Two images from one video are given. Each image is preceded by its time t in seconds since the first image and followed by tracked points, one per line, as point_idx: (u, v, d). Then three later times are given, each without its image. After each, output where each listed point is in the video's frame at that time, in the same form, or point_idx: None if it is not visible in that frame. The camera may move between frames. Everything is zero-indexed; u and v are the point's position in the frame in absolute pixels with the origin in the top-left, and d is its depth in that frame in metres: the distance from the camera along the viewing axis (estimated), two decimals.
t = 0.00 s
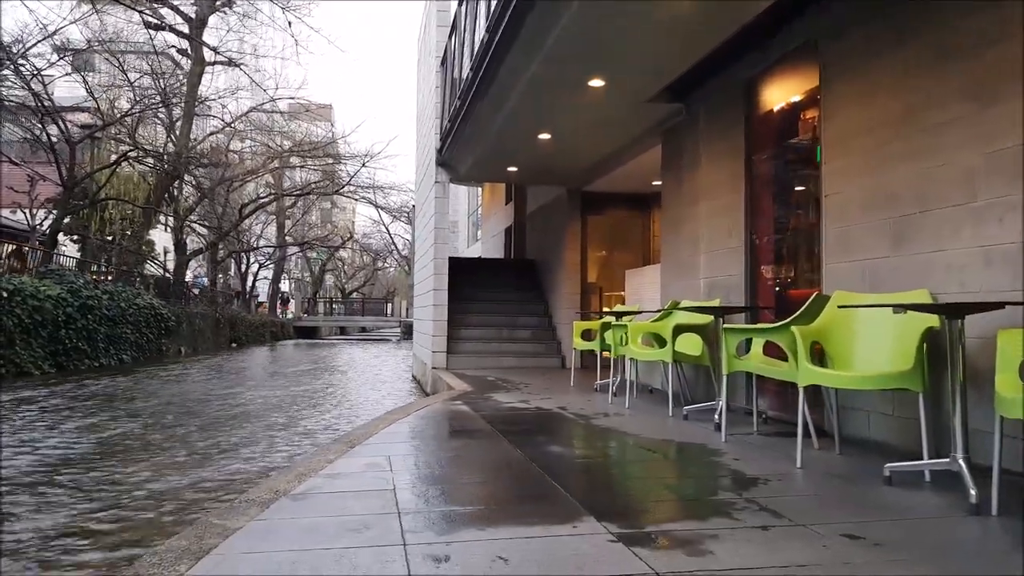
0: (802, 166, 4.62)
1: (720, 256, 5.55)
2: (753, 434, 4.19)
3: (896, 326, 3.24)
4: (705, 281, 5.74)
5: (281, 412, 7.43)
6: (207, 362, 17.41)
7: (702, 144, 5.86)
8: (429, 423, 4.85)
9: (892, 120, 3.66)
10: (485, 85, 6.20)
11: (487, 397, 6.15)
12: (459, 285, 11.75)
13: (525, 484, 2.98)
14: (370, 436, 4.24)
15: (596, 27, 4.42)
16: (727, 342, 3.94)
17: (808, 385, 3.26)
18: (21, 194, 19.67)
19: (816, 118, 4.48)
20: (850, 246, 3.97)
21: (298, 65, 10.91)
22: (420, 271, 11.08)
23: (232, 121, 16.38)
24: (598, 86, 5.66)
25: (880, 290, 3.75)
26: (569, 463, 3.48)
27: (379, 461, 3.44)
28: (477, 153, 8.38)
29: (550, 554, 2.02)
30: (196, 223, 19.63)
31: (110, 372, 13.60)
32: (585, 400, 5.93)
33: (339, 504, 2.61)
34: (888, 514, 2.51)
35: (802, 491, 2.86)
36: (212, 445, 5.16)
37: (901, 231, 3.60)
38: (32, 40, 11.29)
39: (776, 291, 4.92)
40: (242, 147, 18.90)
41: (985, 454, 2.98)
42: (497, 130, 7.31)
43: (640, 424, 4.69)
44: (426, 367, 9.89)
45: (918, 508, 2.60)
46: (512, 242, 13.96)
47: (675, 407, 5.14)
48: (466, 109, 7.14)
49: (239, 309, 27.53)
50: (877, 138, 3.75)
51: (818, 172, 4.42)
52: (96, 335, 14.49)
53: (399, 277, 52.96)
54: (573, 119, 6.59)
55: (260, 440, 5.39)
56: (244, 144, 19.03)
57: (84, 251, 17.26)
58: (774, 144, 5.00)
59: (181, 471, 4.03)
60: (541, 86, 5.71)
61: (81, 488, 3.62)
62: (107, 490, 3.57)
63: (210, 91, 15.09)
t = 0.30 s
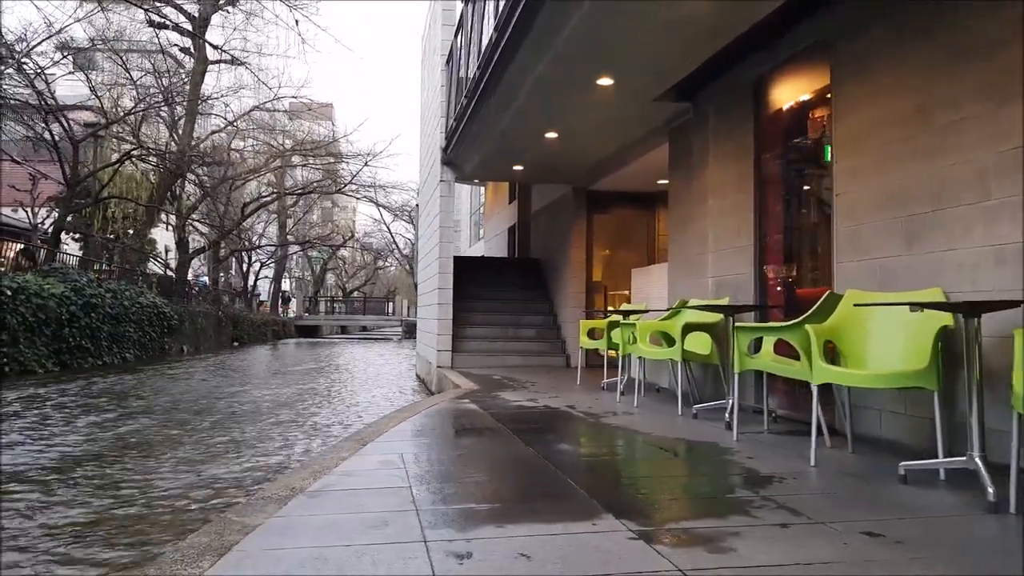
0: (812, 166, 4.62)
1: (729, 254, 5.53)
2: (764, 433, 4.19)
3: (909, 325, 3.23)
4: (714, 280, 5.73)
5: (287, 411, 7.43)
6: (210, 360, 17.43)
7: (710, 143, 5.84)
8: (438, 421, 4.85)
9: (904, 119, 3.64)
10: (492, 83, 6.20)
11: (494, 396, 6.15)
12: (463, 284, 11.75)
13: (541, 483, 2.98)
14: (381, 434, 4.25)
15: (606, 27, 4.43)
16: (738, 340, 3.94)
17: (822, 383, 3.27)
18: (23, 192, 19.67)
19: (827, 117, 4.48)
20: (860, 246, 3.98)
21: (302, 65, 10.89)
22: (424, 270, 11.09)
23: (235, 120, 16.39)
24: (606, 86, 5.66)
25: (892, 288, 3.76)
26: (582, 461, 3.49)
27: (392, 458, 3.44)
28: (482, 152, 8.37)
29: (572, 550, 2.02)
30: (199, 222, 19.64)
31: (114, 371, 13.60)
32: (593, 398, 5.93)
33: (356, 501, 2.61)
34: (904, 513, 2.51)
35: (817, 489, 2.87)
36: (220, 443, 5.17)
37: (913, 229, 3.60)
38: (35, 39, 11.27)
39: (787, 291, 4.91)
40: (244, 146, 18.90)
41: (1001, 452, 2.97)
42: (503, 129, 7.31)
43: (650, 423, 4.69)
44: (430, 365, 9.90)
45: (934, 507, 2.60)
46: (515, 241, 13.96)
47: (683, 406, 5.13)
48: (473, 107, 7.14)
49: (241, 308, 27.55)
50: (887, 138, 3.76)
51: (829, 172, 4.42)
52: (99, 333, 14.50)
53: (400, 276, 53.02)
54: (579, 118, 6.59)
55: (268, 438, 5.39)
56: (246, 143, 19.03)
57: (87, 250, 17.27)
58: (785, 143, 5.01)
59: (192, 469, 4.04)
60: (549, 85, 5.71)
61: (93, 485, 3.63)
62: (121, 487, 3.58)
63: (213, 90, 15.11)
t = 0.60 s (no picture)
0: (823, 166, 4.62)
1: (739, 254, 5.52)
2: (776, 432, 4.19)
3: (927, 326, 3.23)
4: (723, 280, 5.72)
5: (294, 410, 7.43)
6: (213, 359, 17.43)
7: (720, 143, 5.83)
8: (449, 420, 4.85)
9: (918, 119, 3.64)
10: (502, 83, 6.20)
11: (502, 395, 6.15)
12: (468, 283, 11.75)
13: (560, 482, 2.98)
14: (393, 433, 4.25)
15: (619, 27, 4.42)
16: (752, 339, 3.95)
17: (838, 382, 3.27)
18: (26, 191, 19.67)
19: (839, 118, 4.48)
20: (873, 245, 3.98)
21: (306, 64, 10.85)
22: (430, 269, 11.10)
23: (238, 119, 16.37)
24: (616, 85, 5.66)
25: (906, 288, 3.75)
26: (597, 461, 3.50)
27: (406, 457, 3.45)
28: (489, 151, 8.37)
29: (598, 549, 2.02)
30: (202, 221, 19.63)
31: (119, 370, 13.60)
32: (602, 398, 5.94)
33: (376, 499, 2.62)
34: (923, 512, 2.51)
35: (834, 488, 2.87)
36: (230, 442, 5.17)
37: (928, 229, 3.59)
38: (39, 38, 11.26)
39: (798, 291, 4.90)
40: (247, 145, 18.88)
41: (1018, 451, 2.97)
42: (510, 128, 7.31)
43: (661, 422, 4.69)
44: (436, 365, 9.90)
45: (952, 506, 2.60)
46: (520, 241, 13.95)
47: (694, 406, 5.13)
48: (481, 107, 7.14)
49: (243, 307, 27.55)
50: (900, 138, 3.75)
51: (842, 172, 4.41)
52: (103, 332, 14.51)
53: (402, 275, 53.01)
54: (588, 117, 6.59)
55: (278, 437, 5.40)
56: (249, 141, 19.01)
57: (90, 249, 17.28)
58: (796, 143, 5.00)
59: (206, 467, 4.04)
60: (559, 85, 5.71)
61: (106, 483, 3.63)
62: (136, 485, 3.58)
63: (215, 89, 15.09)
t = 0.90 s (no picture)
0: (836, 166, 4.62)
1: (750, 254, 5.52)
2: (789, 432, 4.19)
3: (942, 326, 3.24)
4: (733, 280, 5.72)
5: (301, 409, 7.44)
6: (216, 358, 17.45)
7: (730, 143, 5.83)
8: (460, 420, 4.86)
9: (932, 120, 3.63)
10: (512, 83, 6.20)
11: (511, 395, 6.16)
12: (473, 283, 11.75)
13: (579, 482, 2.99)
14: (405, 432, 4.25)
15: (633, 25, 4.42)
16: (766, 339, 3.96)
17: (854, 382, 3.28)
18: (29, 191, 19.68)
19: (853, 119, 4.47)
20: (890, 246, 3.98)
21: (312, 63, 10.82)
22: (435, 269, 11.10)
23: (241, 118, 16.38)
24: (627, 85, 5.66)
25: (922, 288, 3.75)
26: (614, 461, 3.50)
27: (422, 457, 3.46)
28: (496, 151, 8.37)
29: (627, 549, 2.03)
30: (204, 220, 19.64)
31: (123, 369, 13.61)
32: (611, 397, 5.94)
33: (397, 499, 2.62)
34: (943, 511, 2.52)
35: (852, 488, 2.88)
36: (241, 441, 5.17)
37: (944, 229, 3.59)
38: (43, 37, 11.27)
39: (810, 291, 4.91)
40: (250, 145, 18.88)
41: None
42: (519, 127, 7.31)
43: (673, 422, 4.69)
44: (442, 365, 9.90)
45: (972, 506, 2.60)
46: (524, 240, 13.96)
47: (705, 406, 5.13)
48: (490, 107, 7.14)
49: (246, 306, 27.57)
50: (914, 140, 3.75)
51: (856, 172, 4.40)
52: (107, 331, 14.53)
53: (403, 274, 53.04)
54: (597, 117, 6.60)
55: (288, 437, 5.40)
56: (251, 141, 19.01)
57: (94, 248, 17.30)
58: (808, 143, 5.00)
59: (220, 467, 4.05)
60: (569, 84, 5.71)
61: (121, 482, 3.65)
62: (151, 485, 3.59)
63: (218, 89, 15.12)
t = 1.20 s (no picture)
0: (846, 167, 4.63)
1: (759, 255, 5.52)
2: (801, 432, 4.21)
3: (956, 327, 3.25)
4: (742, 280, 5.73)
5: (310, 408, 7.45)
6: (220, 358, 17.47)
7: (738, 143, 5.84)
8: (471, 420, 4.88)
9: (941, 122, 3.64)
10: (521, 83, 6.21)
11: (520, 394, 6.17)
12: (478, 283, 11.77)
13: (597, 483, 3.01)
14: (418, 432, 4.27)
15: (645, 26, 4.43)
16: (779, 339, 3.98)
17: (867, 381, 3.31)
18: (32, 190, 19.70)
19: (863, 120, 4.49)
20: (903, 245, 4.00)
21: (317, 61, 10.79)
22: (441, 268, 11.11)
23: (245, 118, 16.38)
24: (637, 86, 5.68)
25: (936, 288, 3.75)
26: (629, 462, 3.52)
27: (439, 456, 3.47)
28: (503, 151, 8.38)
29: (654, 549, 2.04)
30: (208, 220, 19.66)
31: (128, 368, 13.63)
32: (620, 397, 5.95)
33: (416, 498, 2.65)
34: (963, 511, 2.54)
35: (869, 488, 2.90)
36: (252, 441, 5.19)
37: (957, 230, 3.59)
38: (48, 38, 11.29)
39: (819, 291, 4.92)
40: (254, 144, 18.88)
41: None
42: (526, 128, 7.32)
43: (684, 423, 4.71)
44: (449, 364, 9.92)
45: (990, 506, 2.62)
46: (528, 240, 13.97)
47: (715, 406, 5.14)
48: (498, 107, 7.15)
49: (249, 306, 27.60)
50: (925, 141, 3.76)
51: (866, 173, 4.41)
52: (113, 331, 14.56)
53: (405, 274, 53.06)
54: (606, 118, 6.61)
55: (298, 437, 5.42)
56: (254, 141, 19.01)
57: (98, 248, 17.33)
58: (818, 144, 5.02)
59: (234, 467, 4.07)
60: (579, 85, 5.73)
61: (137, 482, 3.67)
62: (167, 485, 3.61)
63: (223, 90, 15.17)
